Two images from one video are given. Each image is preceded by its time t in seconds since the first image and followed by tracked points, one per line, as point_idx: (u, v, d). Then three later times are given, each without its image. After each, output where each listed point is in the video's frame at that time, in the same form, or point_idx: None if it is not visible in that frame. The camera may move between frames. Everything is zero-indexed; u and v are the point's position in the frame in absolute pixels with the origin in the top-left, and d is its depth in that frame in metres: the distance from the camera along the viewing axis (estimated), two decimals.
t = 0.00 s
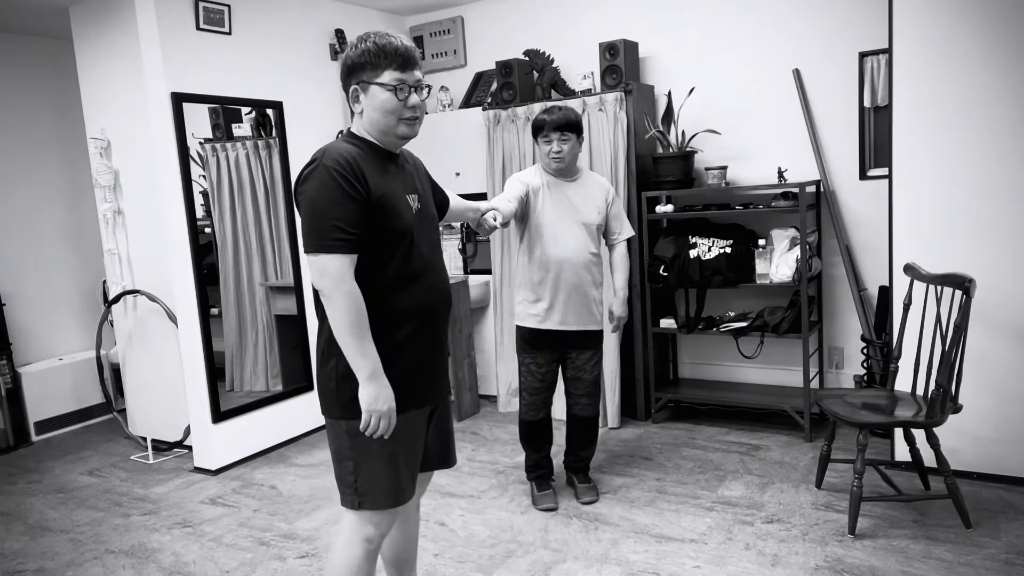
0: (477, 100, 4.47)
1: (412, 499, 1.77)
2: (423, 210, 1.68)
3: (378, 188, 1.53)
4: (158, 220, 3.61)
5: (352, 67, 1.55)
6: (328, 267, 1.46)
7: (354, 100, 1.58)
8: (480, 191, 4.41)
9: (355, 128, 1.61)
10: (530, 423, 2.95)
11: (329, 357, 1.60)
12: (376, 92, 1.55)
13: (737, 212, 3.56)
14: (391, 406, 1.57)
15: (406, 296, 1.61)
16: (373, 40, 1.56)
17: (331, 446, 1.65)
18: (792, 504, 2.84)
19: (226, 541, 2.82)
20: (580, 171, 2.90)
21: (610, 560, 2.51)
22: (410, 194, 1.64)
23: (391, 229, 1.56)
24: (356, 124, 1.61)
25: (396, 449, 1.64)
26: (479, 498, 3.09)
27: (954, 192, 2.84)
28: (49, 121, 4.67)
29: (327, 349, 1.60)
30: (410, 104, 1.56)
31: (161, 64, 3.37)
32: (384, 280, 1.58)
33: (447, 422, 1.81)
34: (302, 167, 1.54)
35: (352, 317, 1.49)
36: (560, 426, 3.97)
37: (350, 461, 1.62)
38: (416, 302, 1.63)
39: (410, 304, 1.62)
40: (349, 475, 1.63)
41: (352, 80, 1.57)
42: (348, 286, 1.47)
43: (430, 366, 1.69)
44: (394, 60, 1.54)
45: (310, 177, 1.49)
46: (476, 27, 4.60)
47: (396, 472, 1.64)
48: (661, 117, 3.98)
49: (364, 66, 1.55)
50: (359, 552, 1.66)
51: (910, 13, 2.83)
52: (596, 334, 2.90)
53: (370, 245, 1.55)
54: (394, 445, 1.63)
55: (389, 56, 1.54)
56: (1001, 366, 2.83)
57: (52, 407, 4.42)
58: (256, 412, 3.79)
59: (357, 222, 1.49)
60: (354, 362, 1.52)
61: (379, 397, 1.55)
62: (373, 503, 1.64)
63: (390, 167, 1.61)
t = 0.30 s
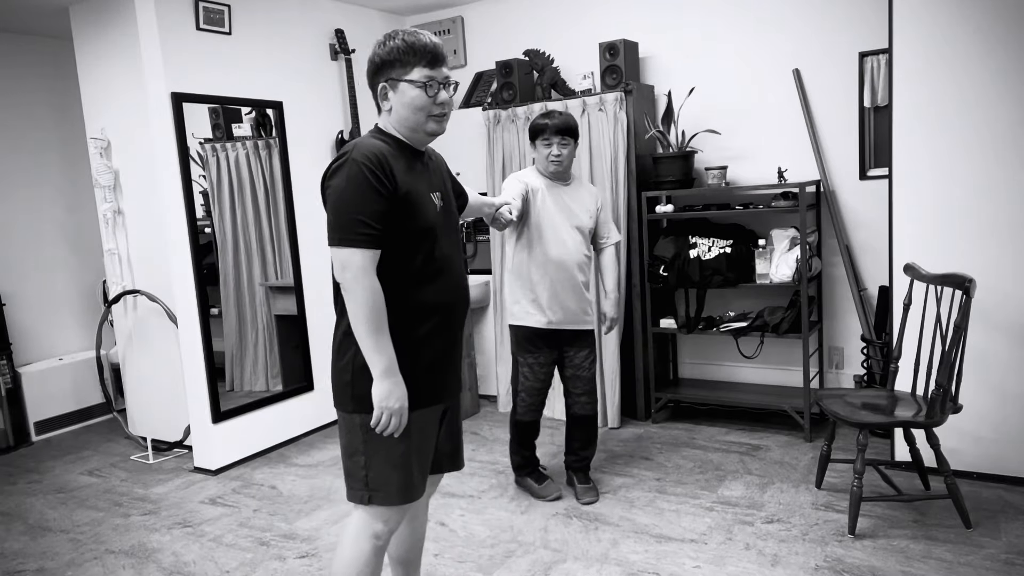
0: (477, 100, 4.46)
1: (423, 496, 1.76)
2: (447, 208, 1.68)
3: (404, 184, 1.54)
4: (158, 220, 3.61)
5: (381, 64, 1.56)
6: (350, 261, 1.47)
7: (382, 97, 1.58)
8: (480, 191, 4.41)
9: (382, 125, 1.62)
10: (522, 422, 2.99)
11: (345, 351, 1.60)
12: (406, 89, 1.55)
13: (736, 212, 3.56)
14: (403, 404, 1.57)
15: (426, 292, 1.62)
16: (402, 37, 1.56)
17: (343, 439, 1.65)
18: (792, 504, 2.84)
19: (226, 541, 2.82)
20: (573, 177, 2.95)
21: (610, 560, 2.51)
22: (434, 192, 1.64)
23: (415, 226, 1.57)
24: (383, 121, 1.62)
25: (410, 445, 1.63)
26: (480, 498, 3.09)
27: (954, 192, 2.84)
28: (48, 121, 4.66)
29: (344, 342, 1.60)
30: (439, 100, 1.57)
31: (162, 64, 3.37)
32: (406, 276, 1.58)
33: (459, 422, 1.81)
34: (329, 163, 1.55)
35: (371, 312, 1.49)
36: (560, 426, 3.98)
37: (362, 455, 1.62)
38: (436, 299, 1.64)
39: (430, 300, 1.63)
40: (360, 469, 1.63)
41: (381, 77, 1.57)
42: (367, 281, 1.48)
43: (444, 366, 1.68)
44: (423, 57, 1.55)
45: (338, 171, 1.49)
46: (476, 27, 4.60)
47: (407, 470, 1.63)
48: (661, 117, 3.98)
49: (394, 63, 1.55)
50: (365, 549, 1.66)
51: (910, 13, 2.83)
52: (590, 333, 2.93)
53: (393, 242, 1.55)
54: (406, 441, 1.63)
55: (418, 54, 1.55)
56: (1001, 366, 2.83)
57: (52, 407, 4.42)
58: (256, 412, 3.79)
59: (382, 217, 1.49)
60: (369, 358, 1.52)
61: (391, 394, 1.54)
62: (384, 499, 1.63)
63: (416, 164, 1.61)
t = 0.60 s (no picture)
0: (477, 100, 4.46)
1: (438, 490, 1.76)
2: (483, 203, 1.69)
3: (449, 176, 1.54)
4: (158, 220, 3.61)
5: (430, 58, 1.55)
6: (396, 251, 1.46)
7: (433, 92, 1.57)
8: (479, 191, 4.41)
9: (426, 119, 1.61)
10: (520, 422, 2.98)
11: (377, 343, 1.59)
12: (459, 83, 1.56)
13: (736, 212, 3.56)
14: (448, 393, 1.55)
15: (461, 284, 1.62)
16: (454, 31, 1.56)
17: (363, 427, 1.65)
18: (792, 504, 2.84)
19: (226, 541, 2.82)
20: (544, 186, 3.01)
21: (610, 560, 2.51)
22: (472, 186, 1.64)
23: (457, 218, 1.57)
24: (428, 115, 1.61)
25: (430, 438, 1.63)
26: (480, 498, 3.09)
27: (954, 192, 2.84)
28: (48, 121, 4.66)
29: (378, 333, 1.59)
30: (490, 94, 1.59)
31: (161, 64, 3.37)
32: (444, 267, 1.58)
33: (476, 420, 1.81)
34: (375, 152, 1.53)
35: (415, 301, 1.48)
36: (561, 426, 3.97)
37: (380, 444, 1.63)
38: (470, 291, 1.64)
39: (464, 293, 1.63)
40: (379, 457, 1.63)
41: (431, 72, 1.56)
42: (414, 270, 1.47)
43: (469, 357, 1.68)
44: (478, 52, 1.56)
45: (389, 160, 1.48)
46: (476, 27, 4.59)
47: (425, 462, 1.62)
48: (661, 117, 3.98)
49: (447, 57, 1.55)
50: (376, 540, 1.65)
51: (910, 14, 2.83)
52: (564, 330, 2.99)
53: (435, 234, 1.54)
54: (427, 434, 1.62)
55: (473, 48, 1.55)
56: (1001, 366, 2.83)
57: (52, 407, 4.41)
58: (256, 412, 3.79)
59: (428, 208, 1.49)
60: (414, 347, 1.51)
61: (437, 383, 1.53)
62: (399, 490, 1.62)
63: (458, 158, 1.61)
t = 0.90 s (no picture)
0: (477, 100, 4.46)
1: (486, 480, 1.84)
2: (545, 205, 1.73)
3: (524, 175, 1.59)
4: (158, 220, 3.61)
5: (520, 56, 1.65)
6: (471, 243, 1.50)
7: (519, 90, 1.66)
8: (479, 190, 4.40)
9: (500, 116, 1.68)
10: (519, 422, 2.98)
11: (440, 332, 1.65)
12: (545, 84, 1.68)
13: (737, 212, 3.56)
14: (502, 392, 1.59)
15: (525, 281, 1.66)
16: (542, 36, 1.67)
17: (421, 419, 1.71)
18: (792, 504, 2.84)
19: (226, 541, 2.82)
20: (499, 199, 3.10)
21: (610, 561, 2.51)
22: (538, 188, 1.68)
23: (527, 217, 1.61)
24: (504, 112, 1.68)
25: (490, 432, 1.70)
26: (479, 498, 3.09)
27: (954, 193, 2.84)
28: (48, 121, 4.67)
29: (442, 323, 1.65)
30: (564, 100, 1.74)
31: (161, 63, 3.37)
32: (512, 261, 1.61)
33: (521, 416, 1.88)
34: (456, 146, 1.57)
35: (483, 297, 1.52)
36: (561, 426, 3.97)
37: (441, 435, 1.69)
38: (530, 291, 1.67)
39: (525, 292, 1.67)
40: (439, 449, 1.69)
41: (519, 70, 1.65)
42: (484, 266, 1.50)
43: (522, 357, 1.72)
44: (562, 58, 1.70)
45: (472, 153, 1.53)
46: (476, 27, 4.59)
47: (484, 454, 1.70)
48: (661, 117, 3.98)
49: (538, 58, 1.66)
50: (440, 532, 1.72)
51: (911, 14, 2.83)
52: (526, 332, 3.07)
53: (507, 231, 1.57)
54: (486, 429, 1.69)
55: (558, 55, 1.69)
56: (1001, 366, 2.83)
57: (52, 407, 4.41)
58: (256, 412, 3.79)
59: (505, 203, 1.53)
60: (476, 341, 1.55)
61: (494, 379, 1.57)
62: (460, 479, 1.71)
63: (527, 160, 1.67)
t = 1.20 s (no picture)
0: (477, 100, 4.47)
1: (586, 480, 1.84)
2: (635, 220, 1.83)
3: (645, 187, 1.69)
4: (158, 220, 3.61)
5: (639, 78, 1.66)
6: (621, 236, 1.58)
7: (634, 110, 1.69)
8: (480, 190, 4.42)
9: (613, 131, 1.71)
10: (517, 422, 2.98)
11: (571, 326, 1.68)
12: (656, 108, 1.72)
13: (737, 212, 3.56)
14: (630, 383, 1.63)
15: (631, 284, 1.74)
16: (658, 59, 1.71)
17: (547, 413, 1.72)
18: (792, 504, 2.84)
19: (227, 541, 2.82)
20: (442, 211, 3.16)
21: (610, 560, 2.51)
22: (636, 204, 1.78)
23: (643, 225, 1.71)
24: (616, 129, 1.71)
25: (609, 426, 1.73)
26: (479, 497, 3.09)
27: (954, 192, 2.84)
28: (48, 122, 4.67)
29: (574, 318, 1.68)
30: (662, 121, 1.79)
31: (162, 63, 3.37)
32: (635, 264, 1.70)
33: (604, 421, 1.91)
34: (595, 149, 1.64)
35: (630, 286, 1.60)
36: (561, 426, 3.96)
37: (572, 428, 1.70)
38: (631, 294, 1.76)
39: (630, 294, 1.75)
40: (565, 437, 1.70)
41: (639, 92, 1.67)
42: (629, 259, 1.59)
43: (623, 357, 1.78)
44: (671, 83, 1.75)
45: (615, 160, 1.61)
46: (476, 27, 4.59)
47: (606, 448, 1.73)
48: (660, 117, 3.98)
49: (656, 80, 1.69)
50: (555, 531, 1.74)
51: (911, 14, 2.83)
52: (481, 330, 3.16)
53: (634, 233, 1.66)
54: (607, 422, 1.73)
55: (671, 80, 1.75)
56: (1001, 366, 2.83)
57: (52, 407, 4.41)
58: (256, 412, 3.79)
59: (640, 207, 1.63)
60: (615, 328, 1.59)
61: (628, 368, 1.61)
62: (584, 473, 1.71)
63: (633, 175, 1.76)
